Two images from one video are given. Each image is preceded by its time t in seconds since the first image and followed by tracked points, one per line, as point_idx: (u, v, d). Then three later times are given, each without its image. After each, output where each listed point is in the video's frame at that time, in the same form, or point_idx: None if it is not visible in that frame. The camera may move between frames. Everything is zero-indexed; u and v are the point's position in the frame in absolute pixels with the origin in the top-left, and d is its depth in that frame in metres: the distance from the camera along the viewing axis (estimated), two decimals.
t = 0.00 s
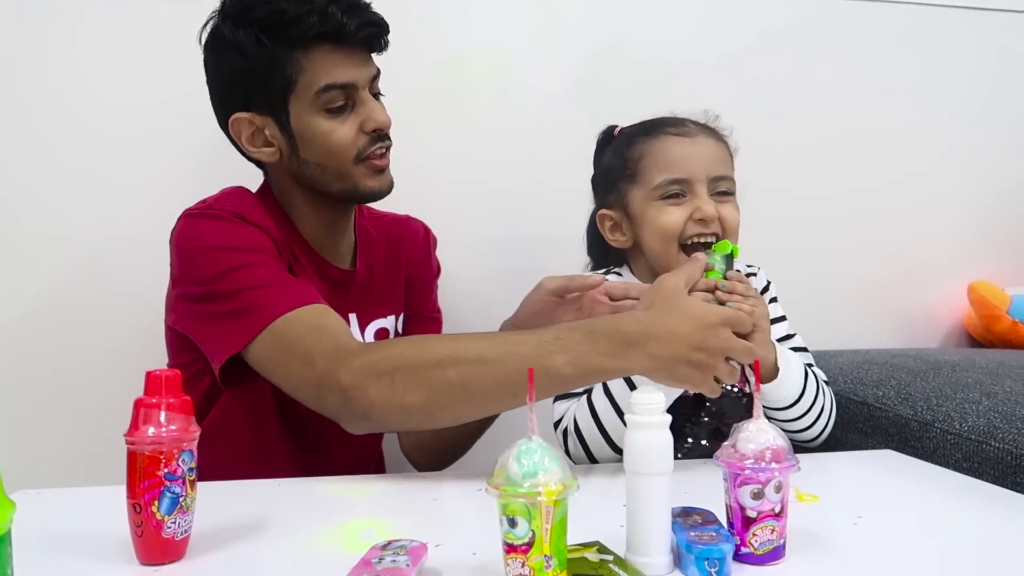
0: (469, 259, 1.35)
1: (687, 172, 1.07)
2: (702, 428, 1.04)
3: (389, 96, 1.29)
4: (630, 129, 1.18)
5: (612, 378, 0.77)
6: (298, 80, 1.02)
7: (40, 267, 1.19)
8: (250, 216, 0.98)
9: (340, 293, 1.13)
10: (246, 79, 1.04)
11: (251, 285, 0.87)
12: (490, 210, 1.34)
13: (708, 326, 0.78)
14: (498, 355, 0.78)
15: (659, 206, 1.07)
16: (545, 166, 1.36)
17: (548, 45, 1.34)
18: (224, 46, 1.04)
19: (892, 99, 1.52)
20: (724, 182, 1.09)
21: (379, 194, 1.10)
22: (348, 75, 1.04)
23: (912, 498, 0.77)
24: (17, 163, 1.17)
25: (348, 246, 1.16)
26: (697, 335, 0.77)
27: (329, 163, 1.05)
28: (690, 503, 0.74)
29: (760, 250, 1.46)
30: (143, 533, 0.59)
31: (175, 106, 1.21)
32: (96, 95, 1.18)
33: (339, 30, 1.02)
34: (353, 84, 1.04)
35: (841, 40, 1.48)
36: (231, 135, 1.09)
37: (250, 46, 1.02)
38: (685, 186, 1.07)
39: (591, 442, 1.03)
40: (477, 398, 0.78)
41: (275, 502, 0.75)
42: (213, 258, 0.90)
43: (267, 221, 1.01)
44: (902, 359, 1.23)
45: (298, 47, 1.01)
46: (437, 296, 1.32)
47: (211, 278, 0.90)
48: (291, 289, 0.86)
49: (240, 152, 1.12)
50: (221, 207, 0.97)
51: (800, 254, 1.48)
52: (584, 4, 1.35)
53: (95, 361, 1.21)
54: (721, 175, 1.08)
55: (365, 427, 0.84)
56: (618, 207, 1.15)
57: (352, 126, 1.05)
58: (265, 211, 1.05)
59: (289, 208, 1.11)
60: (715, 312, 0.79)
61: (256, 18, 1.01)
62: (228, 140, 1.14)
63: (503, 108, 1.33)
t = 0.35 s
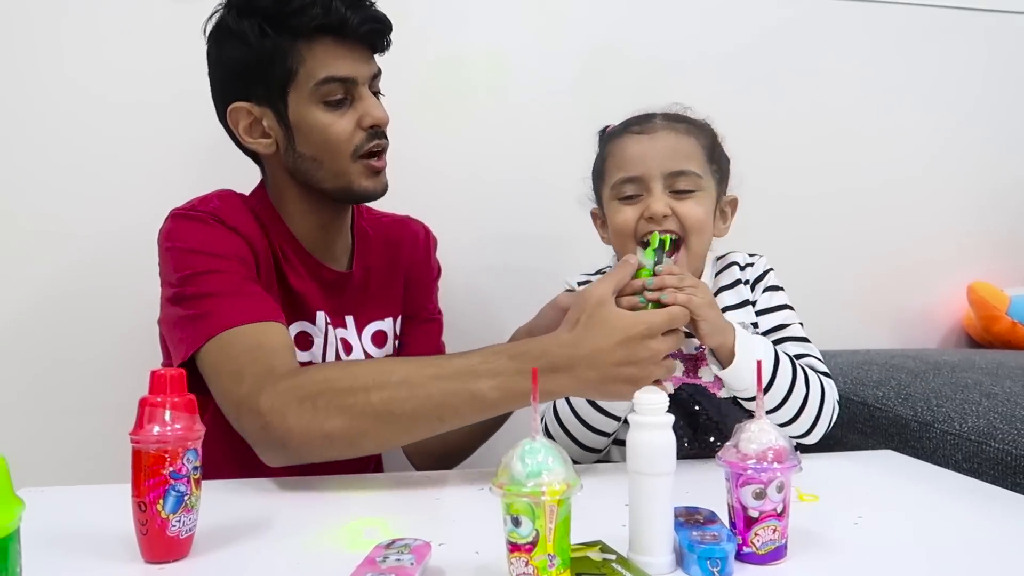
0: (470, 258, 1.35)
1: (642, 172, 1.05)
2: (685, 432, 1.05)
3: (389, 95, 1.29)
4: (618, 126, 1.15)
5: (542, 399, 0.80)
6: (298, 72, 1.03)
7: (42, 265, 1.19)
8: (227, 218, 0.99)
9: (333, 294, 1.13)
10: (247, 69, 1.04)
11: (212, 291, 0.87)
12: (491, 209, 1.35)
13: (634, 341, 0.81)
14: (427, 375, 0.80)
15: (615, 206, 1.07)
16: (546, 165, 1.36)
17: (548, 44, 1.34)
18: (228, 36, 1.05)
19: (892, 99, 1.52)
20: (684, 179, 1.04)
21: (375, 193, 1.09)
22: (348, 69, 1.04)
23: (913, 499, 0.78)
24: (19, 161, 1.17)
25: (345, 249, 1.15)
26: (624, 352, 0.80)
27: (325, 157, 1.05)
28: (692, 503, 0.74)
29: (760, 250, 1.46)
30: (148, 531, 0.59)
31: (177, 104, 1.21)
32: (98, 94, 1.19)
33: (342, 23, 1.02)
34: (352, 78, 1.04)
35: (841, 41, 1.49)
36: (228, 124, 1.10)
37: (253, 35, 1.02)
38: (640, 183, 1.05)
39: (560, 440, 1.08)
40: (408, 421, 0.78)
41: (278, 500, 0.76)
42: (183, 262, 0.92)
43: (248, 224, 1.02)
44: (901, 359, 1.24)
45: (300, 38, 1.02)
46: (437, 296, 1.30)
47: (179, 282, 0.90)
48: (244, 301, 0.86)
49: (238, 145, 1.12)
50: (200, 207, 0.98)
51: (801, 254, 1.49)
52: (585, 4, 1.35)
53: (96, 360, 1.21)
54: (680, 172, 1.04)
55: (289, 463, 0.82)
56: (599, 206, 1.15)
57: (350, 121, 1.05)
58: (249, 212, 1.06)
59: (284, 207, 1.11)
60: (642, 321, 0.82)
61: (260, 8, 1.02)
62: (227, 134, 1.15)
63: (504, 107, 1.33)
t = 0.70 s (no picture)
0: (470, 260, 1.35)
1: (641, 185, 1.07)
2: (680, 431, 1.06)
3: (390, 96, 1.29)
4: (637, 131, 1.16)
5: (445, 387, 0.81)
6: (290, 67, 1.03)
7: (44, 268, 1.19)
8: (201, 222, 1.03)
9: (324, 296, 1.13)
10: (242, 62, 1.05)
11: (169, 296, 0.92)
12: (492, 211, 1.35)
13: (536, 323, 0.80)
14: (326, 371, 0.82)
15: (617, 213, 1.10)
16: (547, 167, 1.36)
17: (548, 45, 1.34)
18: (228, 30, 1.05)
19: (893, 101, 1.53)
20: (679, 196, 1.05)
21: (359, 192, 1.09)
22: (339, 68, 1.04)
23: (914, 500, 0.78)
24: (20, 163, 1.17)
25: (335, 250, 1.16)
26: (524, 333, 0.80)
27: (309, 152, 1.05)
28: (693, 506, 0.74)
29: (761, 251, 1.46)
30: (151, 533, 0.60)
31: (179, 106, 1.21)
32: (101, 97, 1.19)
33: (335, 24, 1.03)
34: (342, 77, 1.04)
35: (842, 42, 1.49)
36: (221, 115, 1.10)
37: (249, 30, 1.03)
38: (638, 198, 1.08)
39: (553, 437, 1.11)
40: (313, 420, 0.80)
41: (279, 502, 0.76)
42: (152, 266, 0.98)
43: (224, 228, 1.05)
44: (902, 361, 1.23)
45: (295, 36, 1.02)
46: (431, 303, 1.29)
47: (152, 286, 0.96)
48: (188, 312, 0.91)
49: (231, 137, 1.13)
50: (178, 212, 1.04)
51: (802, 256, 1.49)
52: (586, 6, 1.35)
53: (98, 362, 1.21)
54: (674, 189, 1.05)
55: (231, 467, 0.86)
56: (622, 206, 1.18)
57: (337, 118, 1.05)
58: (233, 215, 1.09)
59: (268, 203, 1.12)
60: (542, 304, 0.80)
61: (259, 5, 1.02)
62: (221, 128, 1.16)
63: (505, 109, 1.33)
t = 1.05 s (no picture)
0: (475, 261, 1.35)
1: (654, 187, 1.09)
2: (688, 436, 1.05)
3: (395, 96, 1.29)
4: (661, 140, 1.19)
5: (395, 380, 0.83)
6: (291, 65, 1.03)
7: (51, 269, 1.19)
8: (179, 222, 1.04)
9: (312, 294, 1.13)
10: (243, 55, 1.05)
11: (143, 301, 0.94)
12: (497, 212, 1.35)
13: (476, 317, 0.80)
14: (279, 372, 0.83)
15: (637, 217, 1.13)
16: (552, 168, 1.36)
17: (552, 46, 1.34)
18: (235, 25, 1.06)
19: (899, 101, 1.52)
20: (688, 196, 1.06)
21: (341, 192, 1.09)
22: (337, 72, 1.05)
23: (921, 502, 0.78)
24: (26, 164, 1.17)
25: (323, 247, 1.16)
26: (465, 327, 0.80)
27: (297, 148, 1.05)
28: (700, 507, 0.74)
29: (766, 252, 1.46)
30: (156, 535, 0.60)
31: (185, 107, 1.22)
32: (108, 98, 1.19)
33: (337, 33, 1.03)
34: (339, 80, 1.05)
35: (849, 42, 1.49)
36: (217, 104, 1.10)
37: (256, 27, 1.03)
38: (651, 198, 1.11)
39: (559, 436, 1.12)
40: (269, 421, 0.82)
41: (284, 503, 0.76)
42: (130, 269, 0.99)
43: (206, 232, 1.06)
44: (908, 362, 1.23)
45: (299, 38, 1.03)
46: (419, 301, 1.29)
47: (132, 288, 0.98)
48: (163, 320, 0.91)
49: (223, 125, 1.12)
50: (157, 213, 1.05)
51: (807, 257, 1.48)
52: (592, 6, 1.35)
53: (104, 363, 1.22)
54: (683, 189, 1.07)
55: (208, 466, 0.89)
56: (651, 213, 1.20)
57: (328, 119, 1.05)
58: (214, 214, 1.09)
59: (253, 196, 1.12)
60: (482, 299, 0.80)
61: (268, 4, 1.03)
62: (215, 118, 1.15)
63: (511, 110, 1.33)
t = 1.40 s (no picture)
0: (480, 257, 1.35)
1: (657, 181, 1.10)
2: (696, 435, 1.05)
3: (400, 92, 1.28)
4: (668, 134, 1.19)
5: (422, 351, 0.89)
6: (297, 61, 1.03)
7: (57, 266, 1.19)
8: (181, 221, 1.03)
9: (313, 286, 1.13)
10: (247, 50, 1.04)
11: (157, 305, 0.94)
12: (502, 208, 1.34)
13: (485, 282, 0.84)
14: (315, 363, 0.88)
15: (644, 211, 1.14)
16: (558, 163, 1.35)
17: (558, 41, 1.34)
18: (238, 21, 1.05)
19: (908, 96, 1.51)
20: (688, 188, 1.06)
21: (343, 185, 1.09)
22: (343, 70, 1.06)
23: (930, 499, 0.77)
24: (32, 161, 1.18)
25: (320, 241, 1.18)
26: (477, 294, 0.85)
27: (304, 145, 1.05)
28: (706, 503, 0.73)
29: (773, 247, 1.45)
30: (162, 530, 0.59)
31: (190, 105, 1.22)
32: (113, 95, 1.19)
33: (343, 31, 1.04)
34: (345, 78, 1.06)
35: (857, 36, 1.47)
36: (219, 100, 1.09)
37: (262, 23, 1.03)
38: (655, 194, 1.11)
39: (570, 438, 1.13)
40: (315, 410, 0.88)
41: (290, 498, 0.76)
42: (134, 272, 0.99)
43: (208, 229, 1.05)
44: (916, 358, 1.22)
45: (306, 36, 1.03)
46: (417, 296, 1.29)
47: (137, 290, 0.98)
48: (178, 328, 0.93)
49: (223, 119, 1.11)
50: (156, 213, 1.03)
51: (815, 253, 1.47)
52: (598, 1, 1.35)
53: (111, 361, 1.22)
54: (683, 181, 1.07)
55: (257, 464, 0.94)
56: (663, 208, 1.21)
57: (334, 116, 1.06)
58: (212, 210, 1.08)
59: (251, 190, 1.12)
60: (488, 265, 0.84)
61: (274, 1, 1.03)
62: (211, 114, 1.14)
63: (516, 105, 1.33)
